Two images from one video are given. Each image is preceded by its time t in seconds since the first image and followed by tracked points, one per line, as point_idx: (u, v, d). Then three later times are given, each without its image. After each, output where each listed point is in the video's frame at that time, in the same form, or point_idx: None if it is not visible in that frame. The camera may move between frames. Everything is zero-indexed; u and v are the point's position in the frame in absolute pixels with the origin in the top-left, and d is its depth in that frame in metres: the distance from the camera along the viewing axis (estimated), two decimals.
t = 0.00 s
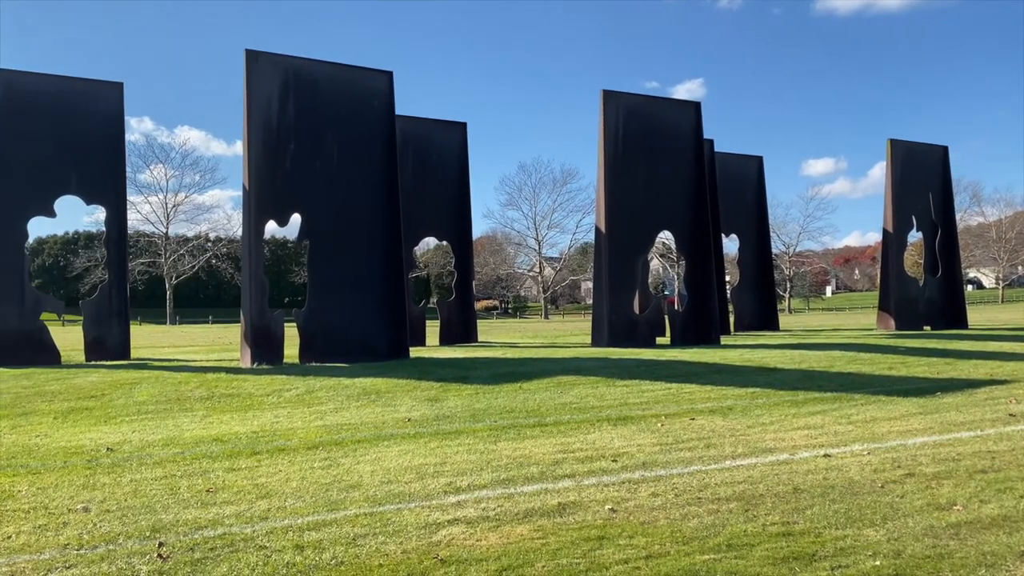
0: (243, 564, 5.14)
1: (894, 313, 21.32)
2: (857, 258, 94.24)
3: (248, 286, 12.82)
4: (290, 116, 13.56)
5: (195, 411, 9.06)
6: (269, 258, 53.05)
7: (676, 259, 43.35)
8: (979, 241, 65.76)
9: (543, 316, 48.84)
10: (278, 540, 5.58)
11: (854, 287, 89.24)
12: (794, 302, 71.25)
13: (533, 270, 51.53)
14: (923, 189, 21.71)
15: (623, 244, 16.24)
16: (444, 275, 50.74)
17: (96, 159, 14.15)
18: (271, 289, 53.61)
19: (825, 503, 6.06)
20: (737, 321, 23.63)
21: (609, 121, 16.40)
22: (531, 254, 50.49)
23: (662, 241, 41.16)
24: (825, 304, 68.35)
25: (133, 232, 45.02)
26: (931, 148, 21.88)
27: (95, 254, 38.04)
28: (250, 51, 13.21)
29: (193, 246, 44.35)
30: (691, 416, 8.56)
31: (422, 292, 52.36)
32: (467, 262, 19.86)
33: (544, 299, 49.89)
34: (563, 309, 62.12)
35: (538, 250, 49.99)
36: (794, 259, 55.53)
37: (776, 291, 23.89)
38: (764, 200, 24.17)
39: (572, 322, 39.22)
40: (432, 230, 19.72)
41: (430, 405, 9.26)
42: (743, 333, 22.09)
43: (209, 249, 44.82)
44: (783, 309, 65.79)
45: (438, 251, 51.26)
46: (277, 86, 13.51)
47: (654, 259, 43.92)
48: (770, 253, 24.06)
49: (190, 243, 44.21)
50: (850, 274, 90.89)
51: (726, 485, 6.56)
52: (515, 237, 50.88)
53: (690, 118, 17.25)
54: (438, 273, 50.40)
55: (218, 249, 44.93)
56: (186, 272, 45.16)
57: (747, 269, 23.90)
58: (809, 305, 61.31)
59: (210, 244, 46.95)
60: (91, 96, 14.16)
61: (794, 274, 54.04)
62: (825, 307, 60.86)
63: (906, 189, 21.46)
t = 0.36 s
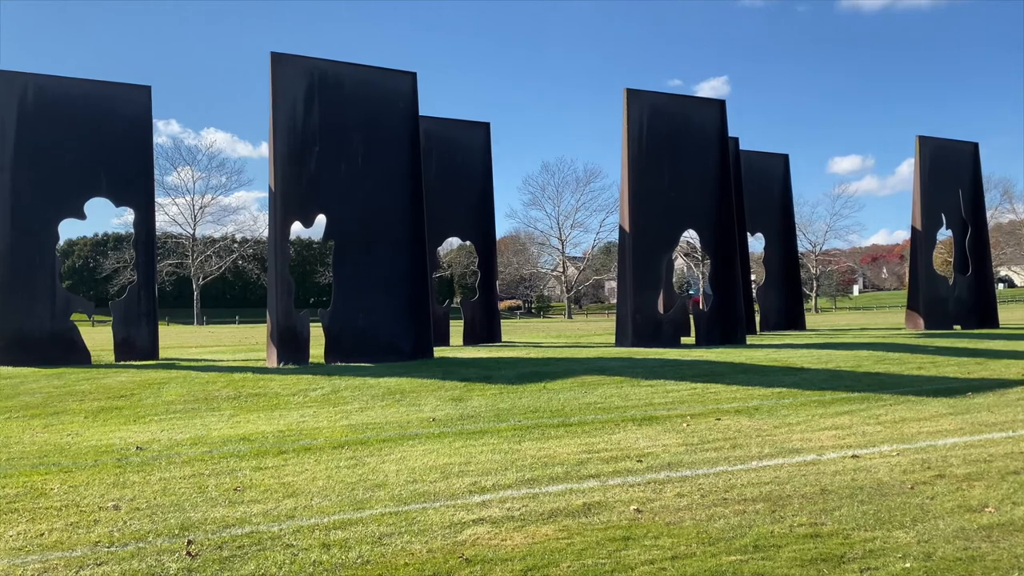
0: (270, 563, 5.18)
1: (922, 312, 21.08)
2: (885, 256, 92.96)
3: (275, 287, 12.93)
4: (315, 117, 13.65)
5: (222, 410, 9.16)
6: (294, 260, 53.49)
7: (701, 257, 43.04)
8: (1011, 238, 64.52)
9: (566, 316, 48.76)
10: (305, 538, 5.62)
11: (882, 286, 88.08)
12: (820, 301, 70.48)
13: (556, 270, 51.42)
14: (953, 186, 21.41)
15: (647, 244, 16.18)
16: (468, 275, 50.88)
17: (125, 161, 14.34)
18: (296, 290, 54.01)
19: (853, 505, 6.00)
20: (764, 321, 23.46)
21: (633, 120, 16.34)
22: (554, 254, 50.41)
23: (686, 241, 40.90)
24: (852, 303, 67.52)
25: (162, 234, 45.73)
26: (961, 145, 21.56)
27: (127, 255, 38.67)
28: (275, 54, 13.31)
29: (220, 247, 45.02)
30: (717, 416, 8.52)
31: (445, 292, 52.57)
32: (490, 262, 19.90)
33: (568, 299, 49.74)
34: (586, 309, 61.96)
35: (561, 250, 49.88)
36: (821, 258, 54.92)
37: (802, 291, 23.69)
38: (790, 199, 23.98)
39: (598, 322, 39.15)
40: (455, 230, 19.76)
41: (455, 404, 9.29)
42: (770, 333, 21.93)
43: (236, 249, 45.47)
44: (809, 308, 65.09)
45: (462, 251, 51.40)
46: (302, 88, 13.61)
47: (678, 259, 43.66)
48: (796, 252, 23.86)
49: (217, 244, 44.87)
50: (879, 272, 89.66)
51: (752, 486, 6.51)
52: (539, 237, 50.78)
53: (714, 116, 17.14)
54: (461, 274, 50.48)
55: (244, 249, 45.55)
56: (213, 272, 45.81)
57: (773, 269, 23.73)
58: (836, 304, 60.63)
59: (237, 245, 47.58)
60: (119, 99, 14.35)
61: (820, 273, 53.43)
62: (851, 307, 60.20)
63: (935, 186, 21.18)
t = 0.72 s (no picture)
0: (295, 562, 5.22)
1: (949, 312, 20.85)
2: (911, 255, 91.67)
3: (298, 289, 13.02)
4: (337, 120, 13.72)
5: (246, 411, 9.24)
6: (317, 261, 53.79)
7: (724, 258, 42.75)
8: None
9: (587, 316, 48.64)
10: (328, 538, 5.66)
11: (907, 286, 86.97)
12: (844, 301, 69.73)
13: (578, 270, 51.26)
14: (980, 184, 21.14)
15: (669, 244, 16.12)
16: (489, 276, 50.91)
17: (149, 164, 14.49)
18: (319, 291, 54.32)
19: (879, 507, 5.95)
20: (787, 321, 23.29)
21: (655, 120, 16.28)
22: (575, 254, 50.27)
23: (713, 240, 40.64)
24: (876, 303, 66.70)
25: (186, 236, 46.34)
26: (988, 142, 21.27)
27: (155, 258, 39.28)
28: (298, 56, 13.40)
29: (244, 249, 45.61)
30: (740, 418, 8.47)
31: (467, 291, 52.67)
32: (511, 263, 19.92)
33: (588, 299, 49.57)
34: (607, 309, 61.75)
35: (582, 250, 49.72)
36: (845, 258, 54.32)
37: (826, 291, 23.48)
38: (813, 199, 23.79)
39: (620, 322, 39.01)
40: (476, 231, 19.80)
41: (476, 405, 9.30)
42: (793, 334, 21.76)
43: (259, 251, 46.00)
44: (833, 308, 64.39)
45: (483, 252, 51.43)
46: (324, 91, 13.68)
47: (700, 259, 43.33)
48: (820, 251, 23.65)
49: (241, 246, 45.41)
50: (904, 271, 88.52)
51: (776, 487, 6.47)
52: (559, 237, 50.71)
53: (735, 116, 17.05)
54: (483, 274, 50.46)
55: (267, 251, 46.06)
56: (237, 274, 46.39)
57: (797, 269, 23.56)
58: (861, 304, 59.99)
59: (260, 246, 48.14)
60: (143, 102, 14.48)
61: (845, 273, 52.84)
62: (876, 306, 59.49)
63: (961, 184, 20.93)
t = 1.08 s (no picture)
0: (318, 562, 5.25)
1: (976, 313, 20.61)
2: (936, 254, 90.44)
3: (321, 291, 13.12)
4: (358, 122, 13.80)
5: (270, 411, 9.33)
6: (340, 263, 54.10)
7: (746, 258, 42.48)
8: None
9: (607, 317, 48.48)
10: (352, 539, 5.69)
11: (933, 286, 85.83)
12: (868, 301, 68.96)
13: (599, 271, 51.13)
14: (1008, 183, 20.85)
15: (690, 245, 16.06)
16: (510, 278, 50.94)
17: (174, 167, 14.65)
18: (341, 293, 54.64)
19: (906, 509, 5.88)
20: (811, 322, 23.12)
21: (675, 121, 16.23)
22: (595, 256, 50.13)
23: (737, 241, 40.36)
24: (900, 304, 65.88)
25: (210, 239, 46.99)
26: (1017, 140, 20.96)
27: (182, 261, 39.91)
28: (320, 60, 13.52)
29: (266, 252, 46.15)
30: (763, 419, 8.42)
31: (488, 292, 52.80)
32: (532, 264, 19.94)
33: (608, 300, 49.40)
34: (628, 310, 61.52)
35: (602, 252, 49.55)
36: (869, 258, 53.70)
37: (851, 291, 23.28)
38: (837, 198, 23.59)
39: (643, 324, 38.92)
40: (496, 232, 19.83)
41: (498, 406, 9.32)
42: (817, 334, 21.60)
43: (281, 254, 46.49)
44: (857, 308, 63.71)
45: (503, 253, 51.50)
46: (346, 94, 13.78)
47: (722, 259, 43.05)
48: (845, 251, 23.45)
49: (263, 249, 45.92)
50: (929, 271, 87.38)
51: (800, 489, 6.43)
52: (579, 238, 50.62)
53: (757, 115, 16.93)
54: (502, 275, 50.49)
55: (289, 253, 46.55)
56: (259, 276, 46.94)
57: (821, 269, 23.38)
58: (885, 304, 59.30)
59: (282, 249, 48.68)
60: (168, 106, 14.63)
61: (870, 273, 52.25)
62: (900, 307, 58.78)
63: (988, 184, 20.67)
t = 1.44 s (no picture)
0: (340, 562, 5.28)
1: (1001, 312, 20.37)
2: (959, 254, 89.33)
3: (341, 292, 13.20)
4: (377, 124, 13.86)
5: (291, 412, 9.40)
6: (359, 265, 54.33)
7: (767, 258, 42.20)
8: None
9: (625, 318, 48.34)
10: (373, 539, 5.71)
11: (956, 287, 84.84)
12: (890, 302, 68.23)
13: (618, 272, 50.99)
14: None
15: (710, 245, 15.99)
16: (528, 279, 50.93)
17: (195, 170, 14.79)
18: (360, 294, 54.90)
19: (930, 511, 5.82)
20: (832, 321, 22.95)
21: (695, 119, 16.16)
22: (614, 256, 49.96)
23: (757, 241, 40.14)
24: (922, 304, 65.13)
25: (231, 241, 47.52)
26: None
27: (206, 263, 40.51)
28: (339, 62, 13.59)
29: (287, 254, 46.64)
30: (785, 420, 8.37)
31: (506, 293, 52.86)
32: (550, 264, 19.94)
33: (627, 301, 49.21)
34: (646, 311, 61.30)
35: (620, 252, 49.41)
36: (891, 258, 53.12)
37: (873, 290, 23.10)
38: (858, 197, 23.41)
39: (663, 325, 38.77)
40: (515, 233, 19.84)
41: (517, 407, 9.33)
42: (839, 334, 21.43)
43: (302, 255, 46.94)
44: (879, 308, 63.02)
45: (522, 254, 51.50)
46: (365, 96, 13.84)
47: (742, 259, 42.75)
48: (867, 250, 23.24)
49: (284, 250, 46.41)
50: (953, 271, 86.37)
51: (823, 491, 6.38)
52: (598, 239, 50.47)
53: (777, 115, 16.83)
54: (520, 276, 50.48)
55: (309, 254, 47.01)
56: (280, 278, 47.43)
57: (842, 268, 23.21)
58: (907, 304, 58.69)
59: (303, 250, 49.17)
60: (190, 111, 14.80)
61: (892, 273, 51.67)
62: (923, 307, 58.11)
63: (1013, 181, 20.42)
